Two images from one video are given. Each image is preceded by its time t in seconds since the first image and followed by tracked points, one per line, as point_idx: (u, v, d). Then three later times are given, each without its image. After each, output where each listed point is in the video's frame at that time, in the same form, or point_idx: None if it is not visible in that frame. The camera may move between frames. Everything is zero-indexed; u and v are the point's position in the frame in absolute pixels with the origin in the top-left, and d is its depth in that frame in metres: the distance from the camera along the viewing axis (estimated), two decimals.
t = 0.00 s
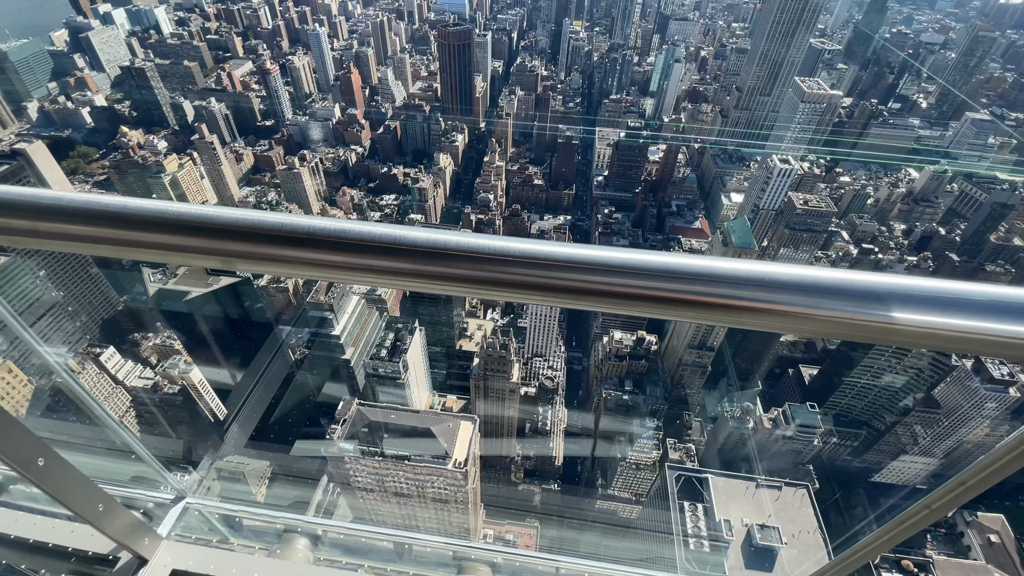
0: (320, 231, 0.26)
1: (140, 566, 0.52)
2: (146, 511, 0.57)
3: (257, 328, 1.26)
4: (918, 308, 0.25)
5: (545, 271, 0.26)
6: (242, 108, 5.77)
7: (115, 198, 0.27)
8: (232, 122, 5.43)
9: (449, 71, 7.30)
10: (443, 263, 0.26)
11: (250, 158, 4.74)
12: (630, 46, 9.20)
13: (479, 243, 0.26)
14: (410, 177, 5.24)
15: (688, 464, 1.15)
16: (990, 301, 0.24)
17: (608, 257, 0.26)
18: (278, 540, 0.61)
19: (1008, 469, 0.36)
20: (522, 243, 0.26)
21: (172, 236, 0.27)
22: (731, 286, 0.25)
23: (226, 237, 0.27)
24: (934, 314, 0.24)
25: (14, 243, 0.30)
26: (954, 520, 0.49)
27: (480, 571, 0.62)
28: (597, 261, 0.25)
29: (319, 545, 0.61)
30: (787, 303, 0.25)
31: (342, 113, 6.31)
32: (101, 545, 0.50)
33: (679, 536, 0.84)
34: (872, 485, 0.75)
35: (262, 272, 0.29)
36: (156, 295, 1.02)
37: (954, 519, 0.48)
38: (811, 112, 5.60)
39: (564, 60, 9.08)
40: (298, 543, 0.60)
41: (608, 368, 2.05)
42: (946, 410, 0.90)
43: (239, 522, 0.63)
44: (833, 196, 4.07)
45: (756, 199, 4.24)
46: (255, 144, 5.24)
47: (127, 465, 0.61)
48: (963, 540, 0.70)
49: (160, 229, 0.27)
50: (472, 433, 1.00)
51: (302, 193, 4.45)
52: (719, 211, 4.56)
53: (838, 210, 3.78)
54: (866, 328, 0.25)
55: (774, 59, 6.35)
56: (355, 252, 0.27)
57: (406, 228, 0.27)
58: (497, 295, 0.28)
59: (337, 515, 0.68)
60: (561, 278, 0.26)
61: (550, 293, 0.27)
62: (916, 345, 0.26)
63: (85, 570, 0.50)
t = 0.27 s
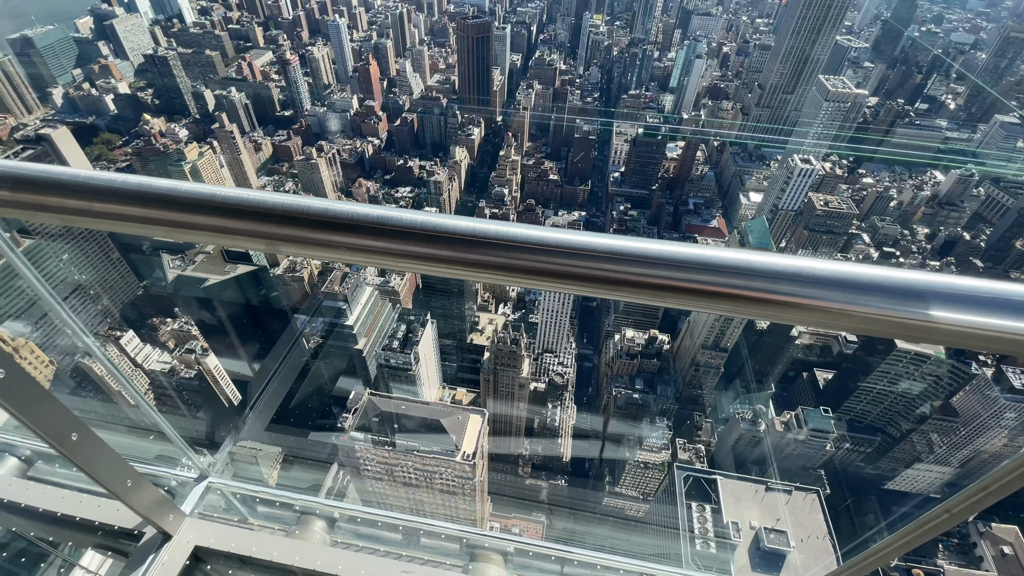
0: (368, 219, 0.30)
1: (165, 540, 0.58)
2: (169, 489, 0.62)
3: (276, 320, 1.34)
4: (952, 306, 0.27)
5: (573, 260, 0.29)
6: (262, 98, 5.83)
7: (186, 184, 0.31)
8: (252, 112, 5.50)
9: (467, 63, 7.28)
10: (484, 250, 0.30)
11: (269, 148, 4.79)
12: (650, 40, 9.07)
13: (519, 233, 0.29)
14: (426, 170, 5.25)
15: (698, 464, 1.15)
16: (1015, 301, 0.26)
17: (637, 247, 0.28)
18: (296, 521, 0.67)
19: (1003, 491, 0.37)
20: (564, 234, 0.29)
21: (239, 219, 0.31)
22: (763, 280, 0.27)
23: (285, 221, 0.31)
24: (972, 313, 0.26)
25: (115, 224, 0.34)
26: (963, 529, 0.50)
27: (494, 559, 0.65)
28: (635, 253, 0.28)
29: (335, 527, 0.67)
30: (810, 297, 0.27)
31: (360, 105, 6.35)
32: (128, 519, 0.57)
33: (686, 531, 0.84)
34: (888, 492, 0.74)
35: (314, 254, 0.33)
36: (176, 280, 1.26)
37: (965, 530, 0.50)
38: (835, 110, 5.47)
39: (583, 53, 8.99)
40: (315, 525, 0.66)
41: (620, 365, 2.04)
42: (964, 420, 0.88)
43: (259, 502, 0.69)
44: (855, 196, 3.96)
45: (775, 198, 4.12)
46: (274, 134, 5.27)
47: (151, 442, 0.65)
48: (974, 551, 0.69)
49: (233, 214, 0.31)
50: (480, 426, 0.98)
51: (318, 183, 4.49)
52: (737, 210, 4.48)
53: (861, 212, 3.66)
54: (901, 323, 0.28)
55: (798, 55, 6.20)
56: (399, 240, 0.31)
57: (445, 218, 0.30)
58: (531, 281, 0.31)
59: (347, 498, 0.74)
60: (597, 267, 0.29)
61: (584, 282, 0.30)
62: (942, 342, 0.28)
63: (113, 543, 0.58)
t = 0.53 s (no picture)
0: (395, 202, 0.30)
1: (182, 518, 0.61)
2: (187, 469, 0.66)
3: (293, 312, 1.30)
4: (992, 303, 0.26)
5: (598, 247, 0.29)
6: (283, 89, 5.89)
7: (217, 164, 0.31)
8: (273, 103, 5.56)
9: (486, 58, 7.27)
10: (509, 236, 0.29)
11: (288, 140, 4.83)
12: (672, 39, 8.94)
13: (544, 218, 0.29)
14: (442, 165, 5.23)
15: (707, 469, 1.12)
16: None
17: (664, 236, 0.28)
18: (309, 505, 0.70)
19: None
20: (591, 221, 0.29)
21: (267, 199, 0.32)
22: (795, 274, 0.27)
23: (313, 202, 0.31)
24: (1007, 314, 0.26)
25: (142, 201, 0.34)
26: (978, 544, 0.50)
27: (502, 550, 0.67)
28: (662, 241, 0.28)
29: (347, 513, 0.70)
30: (841, 291, 0.27)
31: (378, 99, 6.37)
32: (147, 496, 0.61)
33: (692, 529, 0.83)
34: (901, 503, 0.73)
35: (342, 236, 0.33)
36: (195, 267, 1.26)
37: (980, 544, 0.49)
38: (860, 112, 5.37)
39: (604, 50, 8.91)
40: (327, 510, 0.69)
41: (631, 367, 2.00)
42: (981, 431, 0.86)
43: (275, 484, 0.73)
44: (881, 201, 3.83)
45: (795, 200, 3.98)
46: (294, 126, 5.33)
47: (174, 424, 0.71)
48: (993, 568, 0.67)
49: (259, 193, 0.31)
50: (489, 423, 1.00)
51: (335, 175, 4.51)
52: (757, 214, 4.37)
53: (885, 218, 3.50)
54: (938, 320, 0.27)
55: (824, 56, 6.05)
56: (424, 224, 0.31)
57: (470, 202, 0.30)
58: (555, 268, 0.31)
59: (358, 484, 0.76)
60: (623, 255, 0.29)
61: (608, 270, 0.29)
62: (975, 341, 0.27)
63: (132, 518, 0.61)
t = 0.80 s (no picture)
0: (422, 191, 0.31)
1: (198, 499, 0.64)
2: (204, 451, 0.68)
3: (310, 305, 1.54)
4: None
5: (623, 240, 0.29)
6: (304, 83, 5.95)
7: (246, 148, 0.32)
8: (294, 96, 5.62)
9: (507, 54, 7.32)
10: (535, 226, 0.30)
11: (309, 133, 4.88)
12: (695, 41, 8.83)
13: (570, 211, 0.29)
14: (458, 161, 5.22)
15: (716, 476, 1.10)
16: None
17: (690, 231, 0.28)
18: (320, 492, 0.71)
19: None
20: (617, 215, 0.28)
21: (294, 183, 0.32)
22: (820, 273, 0.27)
23: (341, 188, 0.32)
24: None
25: (171, 185, 0.35)
26: (993, 563, 0.49)
27: (510, 545, 0.68)
28: (691, 235, 0.27)
29: (357, 501, 0.71)
30: (866, 291, 0.26)
31: (398, 94, 6.41)
32: (165, 476, 0.64)
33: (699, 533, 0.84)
34: (914, 519, 0.71)
35: (368, 223, 0.33)
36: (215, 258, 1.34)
37: (994, 565, 0.48)
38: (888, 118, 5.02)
39: (625, 51, 8.85)
40: (338, 496, 0.71)
41: (643, 371, 1.99)
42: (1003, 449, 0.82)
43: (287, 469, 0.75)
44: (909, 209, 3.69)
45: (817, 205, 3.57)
46: (315, 119, 5.37)
47: (192, 408, 0.73)
48: None
49: (287, 178, 0.32)
50: (497, 420, 1.04)
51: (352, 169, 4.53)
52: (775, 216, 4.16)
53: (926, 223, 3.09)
54: (968, 324, 0.26)
55: (852, 61, 5.91)
56: (450, 212, 0.31)
57: (496, 192, 0.30)
58: (578, 260, 0.31)
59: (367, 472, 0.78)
60: (648, 249, 0.28)
61: (632, 264, 0.29)
62: (1008, 347, 0.27)
63: (149, 497, 0.64)
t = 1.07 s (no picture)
0: (450, 182, 0.31)
1: (215, 483, 0.71)
2: (224, 435, 0.76)
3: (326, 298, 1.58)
4: None
5: (650, 237, 0.29)
6: (326, 79, 6.03)
7: (282, 139, 0.32)
8: (316, 92, 5.69)
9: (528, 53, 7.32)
10: (562, 222, 0.30)
11: (329, 129, 4.93)
12: (719, 45, 8.72)
13: (596, 207, 0.29)
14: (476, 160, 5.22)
15: (726, 485, 1.09)
16: None
17: (718, 230, 0.28)
18: (333, 481, 0.78)
19: None
20: (645, 212, 0.28)
21: (324, 172, 0.32)
22: (852, 276, 0.26)
23: (371, 179, 0.32)
24: None
25: (206, 172, 0.36)
26: None
27: (518, 543, 0.71)
28: (718, 235, 0.27)
29: (369, 491, 0.77)
30: (898, 296, 0.26)
31: (418, 93, 6.44)
32: (185, 460, 0.71)
33: (706, 537, 0.83)
34: (925, 538, 0.71)
35: (396, 214, 0.34)
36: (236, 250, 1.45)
37: None
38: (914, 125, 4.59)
39: (648, 52, 8.77)
40: (351, 486, 0.77)
41: (655, 377, 1.96)
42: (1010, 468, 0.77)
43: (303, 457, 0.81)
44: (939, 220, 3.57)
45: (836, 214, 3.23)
46: (334, 115, 5.45)
47: (210, 394, 0.79)
48: None
49: (320, 168, 0.32)
50: (506, 419, 1.04)
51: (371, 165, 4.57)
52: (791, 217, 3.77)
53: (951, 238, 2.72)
54: (1001, 335, 0.26)
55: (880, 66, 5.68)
56: (477, 206, 0.31)
57: (523, 187, 0.30)
58: (604, 257, 0.31)
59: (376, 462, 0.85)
60: (676, 248, 0.28)
61: (659, 261, 0.29)
62: None
63: (168, 479, 0.71)
